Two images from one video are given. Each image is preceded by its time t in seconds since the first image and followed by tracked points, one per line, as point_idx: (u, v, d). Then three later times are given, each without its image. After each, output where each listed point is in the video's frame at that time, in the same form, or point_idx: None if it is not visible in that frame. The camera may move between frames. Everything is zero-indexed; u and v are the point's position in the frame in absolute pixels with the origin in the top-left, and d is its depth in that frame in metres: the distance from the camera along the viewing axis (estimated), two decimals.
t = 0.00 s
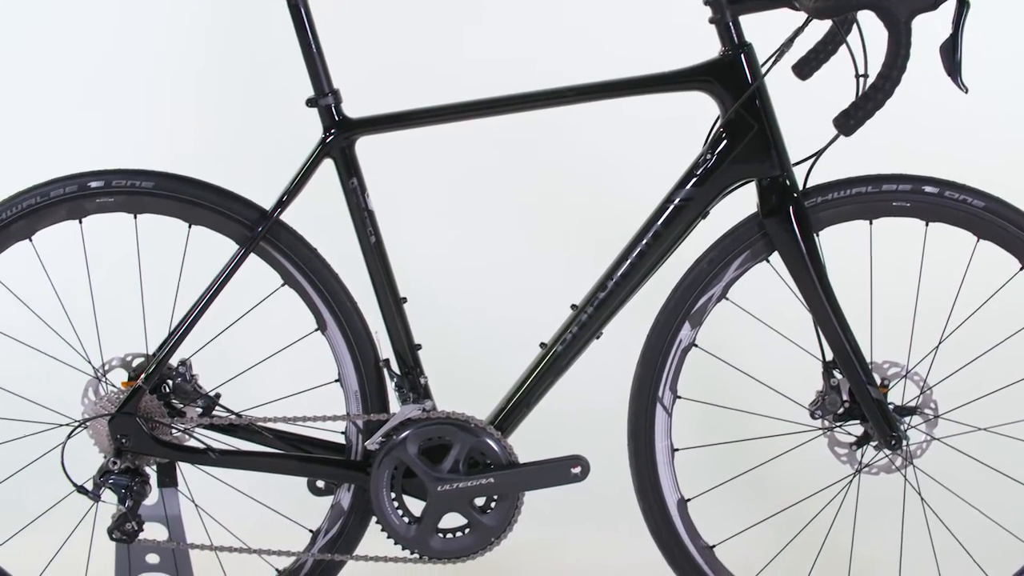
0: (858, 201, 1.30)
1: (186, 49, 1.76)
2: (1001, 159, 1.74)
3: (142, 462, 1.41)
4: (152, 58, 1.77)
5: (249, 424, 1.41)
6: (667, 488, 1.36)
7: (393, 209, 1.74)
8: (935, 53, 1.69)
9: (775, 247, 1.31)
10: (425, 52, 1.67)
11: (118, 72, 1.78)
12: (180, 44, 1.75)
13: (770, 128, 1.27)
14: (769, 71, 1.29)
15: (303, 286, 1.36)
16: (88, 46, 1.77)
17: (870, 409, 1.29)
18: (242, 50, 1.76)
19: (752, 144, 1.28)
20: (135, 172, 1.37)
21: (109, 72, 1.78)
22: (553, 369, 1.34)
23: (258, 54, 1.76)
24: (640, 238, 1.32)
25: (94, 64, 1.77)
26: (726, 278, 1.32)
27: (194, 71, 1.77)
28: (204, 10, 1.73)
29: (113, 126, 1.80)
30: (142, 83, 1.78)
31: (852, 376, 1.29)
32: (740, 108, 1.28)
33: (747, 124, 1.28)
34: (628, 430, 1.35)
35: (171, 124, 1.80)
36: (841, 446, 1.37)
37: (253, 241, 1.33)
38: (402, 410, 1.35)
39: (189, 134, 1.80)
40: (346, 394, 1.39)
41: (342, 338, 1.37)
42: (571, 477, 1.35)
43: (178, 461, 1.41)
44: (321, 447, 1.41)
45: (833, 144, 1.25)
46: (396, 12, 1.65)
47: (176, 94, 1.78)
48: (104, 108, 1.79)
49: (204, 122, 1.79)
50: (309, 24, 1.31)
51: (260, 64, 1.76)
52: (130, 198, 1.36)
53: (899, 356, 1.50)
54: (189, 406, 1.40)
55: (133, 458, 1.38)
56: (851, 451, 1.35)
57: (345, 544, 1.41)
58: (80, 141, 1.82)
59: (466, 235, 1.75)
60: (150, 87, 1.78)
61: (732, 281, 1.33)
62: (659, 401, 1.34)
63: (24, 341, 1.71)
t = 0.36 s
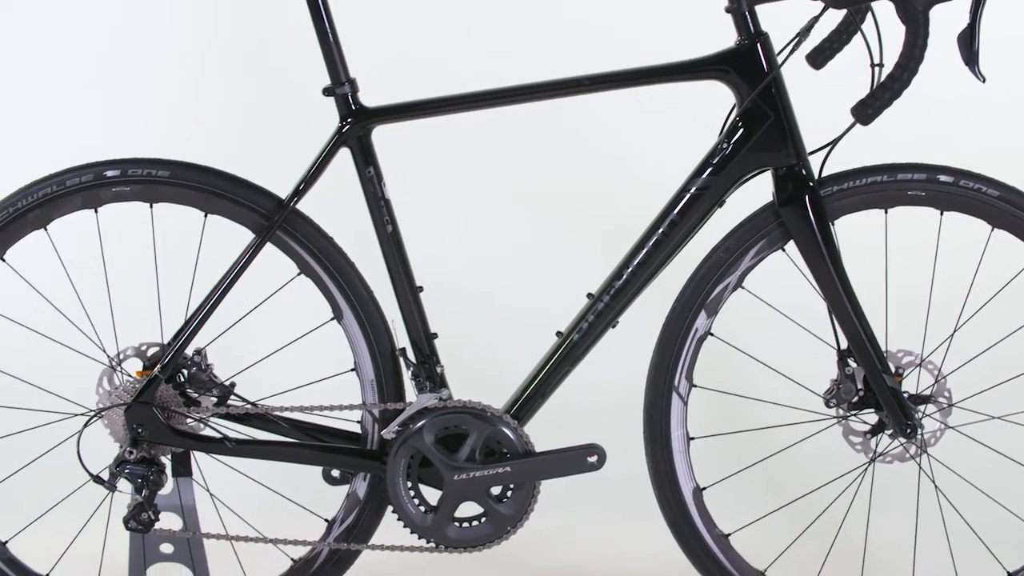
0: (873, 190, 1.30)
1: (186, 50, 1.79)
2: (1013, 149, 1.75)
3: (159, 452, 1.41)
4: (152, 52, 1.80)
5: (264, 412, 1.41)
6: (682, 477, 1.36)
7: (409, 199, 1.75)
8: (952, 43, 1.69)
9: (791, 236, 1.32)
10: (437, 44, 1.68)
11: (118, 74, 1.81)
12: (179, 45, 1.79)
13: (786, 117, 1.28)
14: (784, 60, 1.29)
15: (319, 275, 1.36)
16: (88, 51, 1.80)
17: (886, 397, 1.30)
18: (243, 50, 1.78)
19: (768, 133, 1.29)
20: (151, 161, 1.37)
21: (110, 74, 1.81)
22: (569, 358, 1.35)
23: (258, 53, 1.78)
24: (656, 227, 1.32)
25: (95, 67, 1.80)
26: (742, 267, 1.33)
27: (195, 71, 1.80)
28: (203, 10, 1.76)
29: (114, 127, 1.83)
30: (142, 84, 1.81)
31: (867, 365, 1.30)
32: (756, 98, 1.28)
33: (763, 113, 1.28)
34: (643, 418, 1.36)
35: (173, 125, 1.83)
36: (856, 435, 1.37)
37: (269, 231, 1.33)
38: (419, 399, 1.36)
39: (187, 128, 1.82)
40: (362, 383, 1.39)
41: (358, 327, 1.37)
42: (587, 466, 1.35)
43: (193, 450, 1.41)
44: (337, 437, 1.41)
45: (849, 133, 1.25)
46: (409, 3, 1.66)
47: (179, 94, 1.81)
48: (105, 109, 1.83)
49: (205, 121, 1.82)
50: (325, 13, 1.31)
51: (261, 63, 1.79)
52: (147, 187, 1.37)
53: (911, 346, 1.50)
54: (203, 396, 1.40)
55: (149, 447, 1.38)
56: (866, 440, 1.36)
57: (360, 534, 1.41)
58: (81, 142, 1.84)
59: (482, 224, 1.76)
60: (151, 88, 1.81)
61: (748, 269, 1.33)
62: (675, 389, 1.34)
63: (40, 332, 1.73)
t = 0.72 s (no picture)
0: (888, 180, 1.31)
1: (187, 51, 1.80)
2: None
3: (175, 442, 1.41)
4: (153, 53, 1.81)
5: (279, 403, 1.41)
6: (698, 466, 1.37)
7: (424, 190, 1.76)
8: (963, 34, 1.70)
9: (806, 225, 1.32)
10: (447, 37, 1.69)
11: (118, 73, 1.83)
12: (180, 48, 1.80)
13: (803, 107, 1.28)
14: (800, 50, 1.30)
15: (336, 265, 1.36)
16: (88, 51, 1.82)
17: (901, 386, 1.30)
18: (249, 46, 1.78)
19: (785, 123, 1.29)
20: (167, 151, 1.37)
21: (110, 73, 1.82)
22: (586, 347, 1.35)
23: (261, 51, 1.79)
24: (672, 217, 1.33)
25: (95, 67, 1.82)
26: (758, 256, 1.33)
27: (198, 70, 1.81)
28: (205, 9, 1.77)
29: (112, 128, 1.83)
30: (142, 84, 1.83)
31: (883, 354, 1.31)
32: (773, 87, 1.29)
33: (780, 103, 1.29)
34: (659, 408, 1.36)
35: (170, 125, 1.83)
36: (870, 424, 1.38)
37: (287, 220, 1.33)
38: (435, 389, 1.36)
39: (187, 129, 1.82)
40: (378, 373, 1.39)
41: (375, 317, 1.37)
42: (604, 455, 1.35)
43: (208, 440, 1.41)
44: (354, 427, 1.41)
45: (866, 122, 1.26)
46: None
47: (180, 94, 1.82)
48: (103, 109, 1.84)
49: (205, 122, 1.82)
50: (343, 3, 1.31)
51: (264, 61, 1.79)
52: (163, 177, 1.37)
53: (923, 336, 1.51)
54: (219, 386, 1.41)
55: (165, 437, 1.38)
56: (880, 428, 1.37)
57: (376, 523, 1.41)
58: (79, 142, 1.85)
59: (495, 215, 1.77)
60: (147, 88, 1.82)
61: (764, 259, 1.34)
62: (691, 378, 1.35)
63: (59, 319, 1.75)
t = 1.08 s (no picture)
0: (905, 169, 1.32)
1: (190, 52, 1.81)
2: None
3: (193, 432, 1.41)
4: (154, 54, 1.82)
5: (297, 393, 1.41)
6: (716, 455, 1.37)
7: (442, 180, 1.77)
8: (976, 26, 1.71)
9: (824, 215, 1.33)
10: (460, 30, 1.70)
11: (118, 73, 1.83)
12: (182, 49, 1.81)
13: (821, 96, 1.29)
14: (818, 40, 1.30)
15: (355, 255, 1.37)
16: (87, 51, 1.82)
17: (918, 375, 1.31)
18: (259, 40, 1.79)
19: (802, 113, 1.29)
20: (184, 141, 1.37)
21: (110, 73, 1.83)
22: (604, 337, 1.36)
23: (267, 49, 1.79)
24: (690, 207, 1.33)
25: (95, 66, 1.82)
26: (775, 246, 1.34)
27: (202, 69, 1.81)
28: (209, 8, 1.78)
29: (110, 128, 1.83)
30: (142, 85, 1.83)
31: (899, 343, 1.31)
32: (791, 77, 1.29)
33: (798, 93, 1.29)
34: (677, 398, 1.37)
35: (174, 123, 1.83)
36: (886, 413, 1.39)
37: (305, 210, 1.33)
38: (454, 378, 1.36)
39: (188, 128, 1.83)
40: (396, 362, 1.40)
41: (393, 307, 1.38)
42: (622, 445, 1.36)
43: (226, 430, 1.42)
44: (371, 417, 1.41)
45: (884, 111, 1.27)
46: None
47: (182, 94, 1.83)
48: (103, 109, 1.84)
49: (205, 122, 1.82)
50: None
51: (269, 59, 1.80)
52: (182, 167, 1.37)
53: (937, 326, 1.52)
54: (236, 375, 1.41)
55: (183, 427, 1.38)
56: (896, 417, 1.37)
57: (393, 514, 1.41)
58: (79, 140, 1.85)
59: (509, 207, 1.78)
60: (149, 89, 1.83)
61: (782, 248, 1.34)
62: (709, 367, 1.36)
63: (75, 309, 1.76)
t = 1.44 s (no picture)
0: (923, 159, 1.32)
1: (193, 51, 1.82)
2: None
3: (211, 422, 1.41)
4: (155, 53, 1.83)
5: (315, 382, 1.41)
6: (733, 444, 1.38)
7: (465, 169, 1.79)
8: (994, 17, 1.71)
9: (841, 204, 1.33)
10: (474, 23, 1.71)
11: (118, 72, 1.84)
12: (184, 49, 1.82)
13: (838, 86, 1.29)
14: (836, 31, 1.30)
15: (374, 244, 1.37)
16: (88, 51, 1.83)
17: (935, 364, 1.32)
18: (271, 34, 1.80)
19: (821, 104, 1.30)
20: (203, 131, 1.37)
21: (110, 72, 1.84)
22: (623, 326, 1.36)
23: (277, 45, 1.80)
24: (709, 196, 1.34)
25: (96, 67, 1.83)
26: (794, 235, 1.34)
27: (206, 71, 1.82)
28: (213, 7, 1.79)
29: (107, 125, 1.85)
30: (142, 84, 1.84)
31: (917, 332, 1.32)
32: (810, 68, 1.29)
33: (816, 83, 1.30)
34: (696, 386, 1.37)
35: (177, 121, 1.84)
36: (902, 402, 1.39)
37: (325, 199, 1.33)
38: (473, 368, 1.36)
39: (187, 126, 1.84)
40: (415, 352, 1.40)
41: (412, 296, 1.38)
42: (641, 434, 1.36)
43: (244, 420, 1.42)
44: (389, 407, 1.42)
45: (902, 101, 1.27)
46: None
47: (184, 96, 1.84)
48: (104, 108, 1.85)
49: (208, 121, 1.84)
50: None
51: (277, 57, 1.81)
52: (201, 157, 1.37)
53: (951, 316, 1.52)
54: (255, 365, 1.41)
55: (202, 417, 1.38)
56: (913, 406, 1.38)
57: (411, 503, 1.42)
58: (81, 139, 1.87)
59: (525, 198, 1.79)
60: (150, 88, 1.84)
61: (800, 237, 1.35)
62: (727, 356, 1.36)
63: (92, 300, 1.77)
